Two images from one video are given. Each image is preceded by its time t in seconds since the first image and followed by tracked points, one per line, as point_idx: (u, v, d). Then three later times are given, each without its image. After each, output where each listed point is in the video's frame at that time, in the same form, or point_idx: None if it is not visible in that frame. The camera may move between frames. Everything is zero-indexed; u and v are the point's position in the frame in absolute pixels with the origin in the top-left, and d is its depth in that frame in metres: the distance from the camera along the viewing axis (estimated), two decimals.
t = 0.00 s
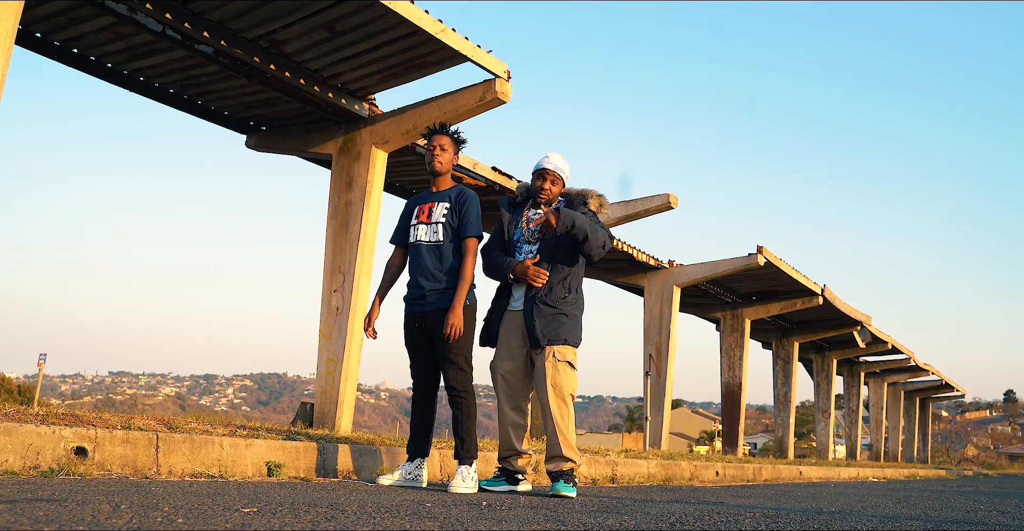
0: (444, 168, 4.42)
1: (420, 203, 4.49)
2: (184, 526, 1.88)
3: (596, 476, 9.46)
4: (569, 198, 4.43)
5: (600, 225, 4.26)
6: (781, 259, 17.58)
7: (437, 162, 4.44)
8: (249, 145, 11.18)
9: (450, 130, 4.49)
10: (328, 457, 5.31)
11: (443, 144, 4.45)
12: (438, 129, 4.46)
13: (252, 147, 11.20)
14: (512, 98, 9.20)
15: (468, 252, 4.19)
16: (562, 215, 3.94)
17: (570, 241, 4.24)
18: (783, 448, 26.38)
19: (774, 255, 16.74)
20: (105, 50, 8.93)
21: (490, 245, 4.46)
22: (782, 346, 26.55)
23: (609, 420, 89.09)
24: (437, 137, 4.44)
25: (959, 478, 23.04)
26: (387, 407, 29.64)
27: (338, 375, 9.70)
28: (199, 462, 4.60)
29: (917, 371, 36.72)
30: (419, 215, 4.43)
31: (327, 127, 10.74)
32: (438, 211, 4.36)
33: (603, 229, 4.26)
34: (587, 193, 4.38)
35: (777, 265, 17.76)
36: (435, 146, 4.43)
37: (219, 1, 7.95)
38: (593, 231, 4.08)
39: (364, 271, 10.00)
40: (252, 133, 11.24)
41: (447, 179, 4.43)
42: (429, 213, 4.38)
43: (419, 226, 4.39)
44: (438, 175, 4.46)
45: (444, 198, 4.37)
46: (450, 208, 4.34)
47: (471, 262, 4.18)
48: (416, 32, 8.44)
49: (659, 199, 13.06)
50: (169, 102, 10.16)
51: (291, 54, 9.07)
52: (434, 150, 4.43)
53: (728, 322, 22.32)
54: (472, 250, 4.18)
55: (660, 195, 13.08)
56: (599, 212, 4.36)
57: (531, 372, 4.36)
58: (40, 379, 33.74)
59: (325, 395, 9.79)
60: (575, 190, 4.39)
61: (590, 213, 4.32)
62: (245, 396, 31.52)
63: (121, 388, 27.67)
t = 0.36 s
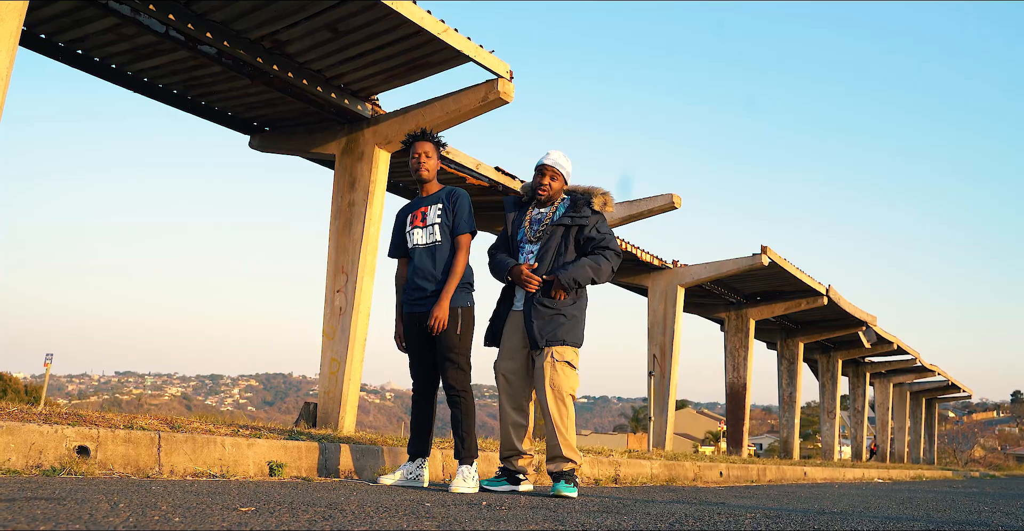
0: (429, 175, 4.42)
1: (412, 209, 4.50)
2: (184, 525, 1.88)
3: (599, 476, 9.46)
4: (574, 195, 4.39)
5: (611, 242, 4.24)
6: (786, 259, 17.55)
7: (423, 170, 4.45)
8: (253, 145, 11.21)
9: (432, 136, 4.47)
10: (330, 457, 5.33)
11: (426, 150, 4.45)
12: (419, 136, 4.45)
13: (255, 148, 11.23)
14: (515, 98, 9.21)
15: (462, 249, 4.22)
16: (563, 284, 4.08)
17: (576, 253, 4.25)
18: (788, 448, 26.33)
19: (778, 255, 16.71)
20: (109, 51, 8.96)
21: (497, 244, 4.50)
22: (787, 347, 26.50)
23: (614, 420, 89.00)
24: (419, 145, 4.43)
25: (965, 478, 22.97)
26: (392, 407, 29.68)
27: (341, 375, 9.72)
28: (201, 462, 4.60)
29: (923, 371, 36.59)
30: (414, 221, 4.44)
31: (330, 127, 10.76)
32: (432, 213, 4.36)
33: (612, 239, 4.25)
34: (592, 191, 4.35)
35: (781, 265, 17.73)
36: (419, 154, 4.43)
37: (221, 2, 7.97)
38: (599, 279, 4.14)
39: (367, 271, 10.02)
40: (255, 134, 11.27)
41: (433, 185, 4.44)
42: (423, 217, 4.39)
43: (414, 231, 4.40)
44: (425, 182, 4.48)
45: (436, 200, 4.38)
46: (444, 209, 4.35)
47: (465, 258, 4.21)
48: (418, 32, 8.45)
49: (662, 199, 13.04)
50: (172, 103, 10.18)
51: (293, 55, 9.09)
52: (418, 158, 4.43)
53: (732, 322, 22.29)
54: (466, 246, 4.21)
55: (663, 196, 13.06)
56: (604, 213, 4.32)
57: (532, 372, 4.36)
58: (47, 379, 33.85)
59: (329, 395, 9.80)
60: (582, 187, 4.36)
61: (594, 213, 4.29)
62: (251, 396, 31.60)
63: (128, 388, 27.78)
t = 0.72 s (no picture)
0: (435, 178, 4.43)
1: (416, 211, 4.49)
2: (187, 525, 1.88)
3: (606, 476, 9.45)
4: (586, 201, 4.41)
5: (611, 254, 4.26)
6: (795, 259, 17.48)
7: (427, 172, 4.45)
8: (261, 146, 11.24)
9: (434, 138, 4.47)
10: (335, 457, 5.34)
11: (431, 154, 4.45)
12: (423, 139, 4.45)
13: (263, 148, 11.26)
14: (521, 98, 9.20)
15: (466, 246, 4.23)
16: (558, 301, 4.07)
17: (582, 263, 4.26)
18: (798, 449, 26.22)
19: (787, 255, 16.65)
20: (117, 52, 9.00)
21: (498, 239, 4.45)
22: (796, 347, 26.40)
23: (623, 421, 88.88)
24: (422, 148, 4.43)
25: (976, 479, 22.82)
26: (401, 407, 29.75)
27: (348, 376, 9.73)
28: (205, 461, 4.62)
29: (934, 371, 36.38)
30: (417, 222, 4.43)
31: (337, 128, 10.78)
32: (436, 214, 4.36)
33: (613, 251, 4.27)
34: (603, 198, 4.36)
35: (790, 265, 17.66)
36: (423, 157, 4.44)
37: (228, 4, 7.99)
38: (596, 297, 4.16)
39: (374, 271, 10.04)
40: (263, 135, 11.30)
41: (438, 187, 4.44)
42: (427, 217, 4.38)
43: (418, 232, 4.40)
44: (430, 184, 4.48)
45: (441, 201, 4.38)
46: (449, 210, 4.35)
47: (467, 254, 4.21)
48: (424, 33, 8.45)
49: (670, 199, 13.00)
50: (180, 104, 10.23)
51: (300, 55, 9.12)
52: (423, 161, 4.43)
53: (741, 322, 22.23)
54: (470, 245, 4.21)
55: (671, 195, 13.02)
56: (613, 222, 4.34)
57: (537, 372, 4.35)
58: (60, 380, 34.06)
59: (336, 395, 9.82)
60: (596, 192, 4.36)
61: (604, 222, 4.29)
62: (261, 396, 31.72)
63: (139, 388, 27.93)
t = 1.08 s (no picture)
0: (439, 172, 4.41)
1: (418, 207, 4.47)
2: (184, 524, 1.88)
3: (608, 475, 9.44)
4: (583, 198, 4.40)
5: (607, 250, 4.23)
6: (799, 259, 17.45)
7: (432, 166, 4.43)
8: (264, 146, 11.26)
9: (442, 133, 4.46)
10: (335, 457, 5.34)
11: (436, 148, 4.44)
12: (430, 133, 4.45)
13: (266, 148, 11.28)
14: (523, 98, 9.20)
15: (470, 251, 4.22)
16: (554, 303, 4.05)
17: (579, 262, 4.24)
18: (803, 448, 26.17)
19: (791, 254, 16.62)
20: (120, 53, 9.02)
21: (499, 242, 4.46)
22: (801, 347, 26.37)
23: (628, 421, 88.82)
24: (429, 142, 4.43)
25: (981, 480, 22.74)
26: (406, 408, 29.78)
27: (351, 375, 9.74)
28: (205, 461, 4.63)
29: (940, 371, 36.28)
30: (421, 219, 4.42)
31: (340, 128, 10.79)
32: (441, 213, 4.35)
33: (609, 247, 4.24)
34: (600, 196, 4.36)
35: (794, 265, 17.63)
36: (429, 151, 4.42)
37: (229, 4, 8.00)
38: (592, 296, 4.13)
39: (377, 271, 10.04)
40: (266, 135, 11.32)
41: (443, 182, 4.43)
42: (432, 216, 4.37)
43: (422, 230, 4.38)
44: (434, 179, 4.46)
45: (446, 200, 4.38)
46: (454, 209, 4.34)
47: (472, 259, 4.21)
48: (426, 33, 8.46)
49: (673, 199, 12.98)
50: (183, 104, 10.24)
51: (302, 56, 9.12)
52: (428, 155, 4.42)
53: (745, 322, 22.20)
54: (475, 247, 4.22)
55: (674, 195, 13.00)
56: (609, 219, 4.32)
57: (536, 372, 4.35)
58: (66, 380, 34.14)
59: (339, 395, 9.82)
60: (592, 191, 4.37)
61: (599, 219, 4.28)
62: (267, 396, 31.75)
63: (146, 389, 28.02)
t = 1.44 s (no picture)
0: (455, 171, 4.41)
1: (430, 201, 4.46)
2: (181, 522, 1.88)
3: (612, 476, 9.43)
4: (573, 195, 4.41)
5: (598, 240, 4.19)
6: (805, 258, 17.41)
7: (447, 165, 4.43)
8: (269, 147, 11.29)
9: (456, 130, 4.45)
10: (338, 457, 5.35)
11: (451, 145, 4.43)
12: (446, 129, 4.44)
13: (271, 149, 11.31)
14: (527, 98, 9.21)
15: (480, 252, 4.22)
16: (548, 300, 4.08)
17: (572, 256, 4.22)
18: (809, 449, 26.10)
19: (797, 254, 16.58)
20: (124, 55, 9.05)
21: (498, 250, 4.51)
22: (808, 346, 26.31)
23: (635, 421, 88.74)
24: (444, 139, 4.42)
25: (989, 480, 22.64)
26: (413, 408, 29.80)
27: (356, 375, 9.75)
28: (208, 460, 4.64)
29: (948, 371, 36.15)
30: (431, 214, 4.41)
31: (344, 128, 10.80)
32: (452, 209, 4.34)
33: (599, 237, 4.20)
34: (589, 190, 4.37)
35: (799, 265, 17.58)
36: (443, 148, 4.41)
37: (233, 5, 8.02)
38: (586, 289, 4.10)
39: (381, 271, 10.05)
40: (271, 136, 11.34)
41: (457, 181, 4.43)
42: (442, 211, 4.36)
43: (432, 224, 4.38)
44: (449, 178, 4.45)
45: (457, 197, 4.36)
46: (465, 207, 4.33)
47: (481, 260, 4.21)
48: (429, 33, 8.47)
49: (678, 199, 12.95)
50: (188, 106, 10.27)
51: (306, 56, 9.14)
52: (443, 153, 4.41)
53: (751, 322, 22.17)
54: (484, 250, 4.22)
55: (679, 195, 12.97)
56: (599, 208, 4.31)
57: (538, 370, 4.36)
58: (75, 380, 34.28)
59: (343, 396, 9.83)
60: (581, 187, 4.39)
61: (589, 210, 4.29)
62: (275, 397, 31.81)
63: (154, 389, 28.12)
